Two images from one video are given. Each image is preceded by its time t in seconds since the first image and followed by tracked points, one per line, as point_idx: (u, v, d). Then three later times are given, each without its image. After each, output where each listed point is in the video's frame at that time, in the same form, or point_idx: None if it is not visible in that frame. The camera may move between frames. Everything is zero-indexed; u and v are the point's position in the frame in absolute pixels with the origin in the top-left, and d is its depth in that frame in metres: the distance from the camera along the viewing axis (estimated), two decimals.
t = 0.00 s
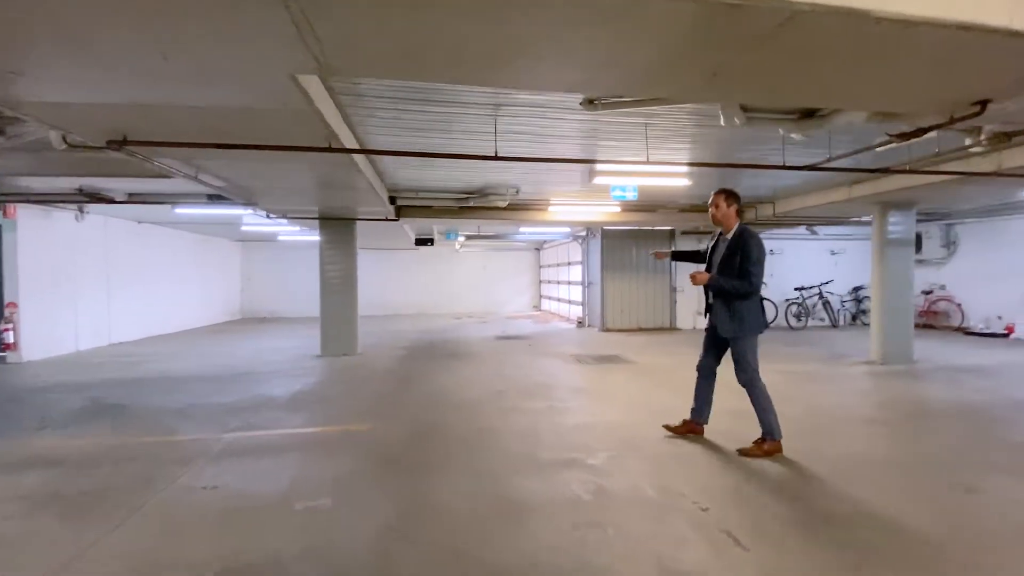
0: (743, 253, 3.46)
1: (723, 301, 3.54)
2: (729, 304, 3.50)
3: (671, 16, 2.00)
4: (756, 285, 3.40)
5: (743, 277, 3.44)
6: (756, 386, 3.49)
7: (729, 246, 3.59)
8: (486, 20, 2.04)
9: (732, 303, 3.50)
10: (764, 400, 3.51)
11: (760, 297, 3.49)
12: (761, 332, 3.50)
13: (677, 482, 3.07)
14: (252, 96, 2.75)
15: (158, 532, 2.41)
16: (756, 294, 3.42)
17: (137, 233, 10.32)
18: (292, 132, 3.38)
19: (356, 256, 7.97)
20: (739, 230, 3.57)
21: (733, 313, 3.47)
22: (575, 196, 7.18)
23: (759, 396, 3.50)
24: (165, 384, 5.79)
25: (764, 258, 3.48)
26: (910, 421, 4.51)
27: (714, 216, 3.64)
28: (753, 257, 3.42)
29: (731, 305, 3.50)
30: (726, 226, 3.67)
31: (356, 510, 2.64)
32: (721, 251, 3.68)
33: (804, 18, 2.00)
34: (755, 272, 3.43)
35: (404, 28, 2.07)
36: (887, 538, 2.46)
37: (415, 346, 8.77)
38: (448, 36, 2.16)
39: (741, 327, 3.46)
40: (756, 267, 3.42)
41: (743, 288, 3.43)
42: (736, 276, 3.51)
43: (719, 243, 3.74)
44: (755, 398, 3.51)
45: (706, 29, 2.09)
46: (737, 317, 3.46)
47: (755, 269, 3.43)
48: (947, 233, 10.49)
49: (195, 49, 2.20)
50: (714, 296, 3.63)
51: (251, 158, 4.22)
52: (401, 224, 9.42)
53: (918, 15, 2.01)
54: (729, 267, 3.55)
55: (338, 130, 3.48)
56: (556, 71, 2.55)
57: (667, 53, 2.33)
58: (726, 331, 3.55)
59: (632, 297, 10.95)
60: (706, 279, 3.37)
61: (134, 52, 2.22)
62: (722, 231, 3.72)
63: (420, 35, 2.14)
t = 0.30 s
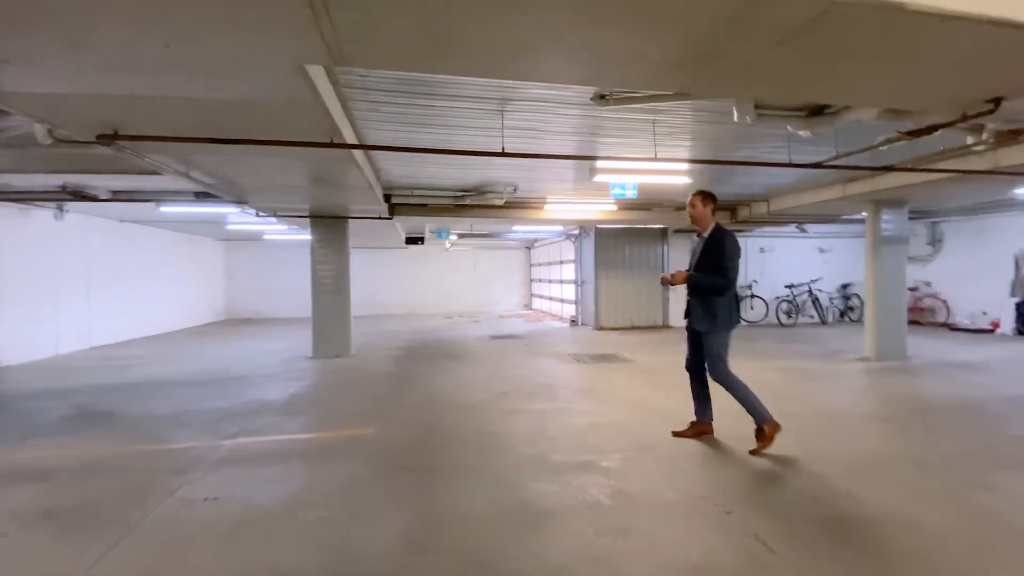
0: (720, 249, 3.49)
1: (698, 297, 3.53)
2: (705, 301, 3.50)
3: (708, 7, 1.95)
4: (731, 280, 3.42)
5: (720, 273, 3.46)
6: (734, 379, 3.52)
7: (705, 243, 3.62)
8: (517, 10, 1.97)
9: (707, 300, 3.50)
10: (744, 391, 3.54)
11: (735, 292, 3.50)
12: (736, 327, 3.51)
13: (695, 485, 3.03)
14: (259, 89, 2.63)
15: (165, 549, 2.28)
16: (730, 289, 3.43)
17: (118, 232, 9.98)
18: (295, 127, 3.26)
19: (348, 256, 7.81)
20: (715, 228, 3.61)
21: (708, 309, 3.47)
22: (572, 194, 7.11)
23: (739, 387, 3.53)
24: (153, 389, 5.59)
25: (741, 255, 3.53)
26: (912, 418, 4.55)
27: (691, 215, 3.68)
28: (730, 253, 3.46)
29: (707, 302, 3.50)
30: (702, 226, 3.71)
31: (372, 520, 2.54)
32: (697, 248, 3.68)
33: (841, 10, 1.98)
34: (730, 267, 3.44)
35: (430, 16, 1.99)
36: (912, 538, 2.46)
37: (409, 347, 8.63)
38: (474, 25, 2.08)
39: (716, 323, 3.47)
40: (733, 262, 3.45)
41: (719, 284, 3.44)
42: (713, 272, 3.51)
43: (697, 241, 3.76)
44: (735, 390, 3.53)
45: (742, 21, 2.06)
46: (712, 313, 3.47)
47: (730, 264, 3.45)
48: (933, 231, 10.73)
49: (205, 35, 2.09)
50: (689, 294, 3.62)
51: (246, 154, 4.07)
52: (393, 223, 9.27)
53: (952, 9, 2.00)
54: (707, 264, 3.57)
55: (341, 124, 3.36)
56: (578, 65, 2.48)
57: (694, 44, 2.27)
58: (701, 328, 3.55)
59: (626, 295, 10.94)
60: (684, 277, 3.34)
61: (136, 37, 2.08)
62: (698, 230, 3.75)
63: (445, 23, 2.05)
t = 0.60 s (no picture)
0: (709, 245, 3.49)
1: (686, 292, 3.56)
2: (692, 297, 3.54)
3: None
4: (719, 278, 3.45)
5: (708, 270, 3.48)
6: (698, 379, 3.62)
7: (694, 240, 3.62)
8: None
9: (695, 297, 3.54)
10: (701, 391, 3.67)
11: (723, 292, 3.53)
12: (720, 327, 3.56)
13: (713, 486, 2.97)
14: (269, 78, 2.54)
15: (177, 555, 2.21)
16: (719, 288, 3.46)
17: (115, 227, 9.85)
18: (304, 120, 3.18)
19: (350, 252, 7.71)
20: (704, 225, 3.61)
21: (694, 305, 3.51)
22: (577, 190, 7.04)
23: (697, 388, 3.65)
24: (153, 387, 5.50)
25: (728, 251, 3.57)
26: (924, 416, 4.52)
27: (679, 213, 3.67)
28: (718, 249, 3.48)
29: (694, 298, 3.54)
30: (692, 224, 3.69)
31: (387, 524, 2.47)
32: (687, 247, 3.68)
33: None
34: (719, 265, 3.47)
35: (453, 3, 1.92)
36: (939, 541, 2.41)
37: (411, 344, 8.55)
38: (498, 14, 2.01)
39: (700, 321, 3.51)
40: (720, 258, 3.49)
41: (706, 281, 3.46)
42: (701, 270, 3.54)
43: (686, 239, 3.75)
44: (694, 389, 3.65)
45: (775, 9, 2.00)
46: (697, 311, 3.51)
47: (718, 263, 3.48)
48: (936, 228, 10.72)
49: (219, 20, 2.01)
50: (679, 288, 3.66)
51: (251, 148, 3.97)
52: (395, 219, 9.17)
53: None
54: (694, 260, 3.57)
55: (351, 117, 3.28)
56: (601, 56, 2.40)
57: (724, 35, 2.20)
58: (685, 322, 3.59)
59: (628, 293, 10.89)
60: (675, 275, 3.44)
61: (146, 22, 2.00)
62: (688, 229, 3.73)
63: (468, 11, 1.98)
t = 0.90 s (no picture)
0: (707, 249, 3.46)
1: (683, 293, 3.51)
2: (689, 299, 3.48)
3: None
4: (717, 283, 3.40)
5: (707, 273, 3.44)
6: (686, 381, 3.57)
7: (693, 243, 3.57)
8: None
9: (693, 299, 3.48)
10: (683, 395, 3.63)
11: (722, 296, 3.47)
12: (717, 332, 3.49)
13: (741, 495, 2.85)
14: (286, 70, 2.47)
15: (191, 558, 2.16)
16: (716, 292, 3.42)
17: (134, 223, 9.95)
18: (321, 114, 3.11)
19: (365, 249, 7.68)
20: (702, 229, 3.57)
21: (692, 308, 3.47)
22: (596, 186, 6.91)
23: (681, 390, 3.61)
24: (171, 382, 5.53)
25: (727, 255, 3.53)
26: (959, 424, 4.33)
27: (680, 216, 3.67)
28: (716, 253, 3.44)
29: (692, 300, 3.49)
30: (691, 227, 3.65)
31: (403, 530, 2.40)
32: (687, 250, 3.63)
33: None
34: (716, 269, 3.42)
35: None
36: (986, 559, 2.27)
37: (425, 341, 8.50)
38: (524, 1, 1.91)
39: (697, 324, 3.45)
40: (718, 262, 3.45)
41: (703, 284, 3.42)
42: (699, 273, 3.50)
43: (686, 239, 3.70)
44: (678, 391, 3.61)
45: None
46: (693, 313, 3.46)
47: (715, 267, 3.43)
48: (965, 228, 10.38)
49: (235, 9, 1.93)
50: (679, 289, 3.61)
51: (268, 144, 3.92)
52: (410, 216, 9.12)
53: None
54: (692, 262, 3.52)
55: (369, 111, 3.21)
56: (630, 47, 2.29)
57: (759, 25, 2.08)
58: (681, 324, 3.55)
59: (645, 292, 10.72)
60: (673, 277, 3.40)
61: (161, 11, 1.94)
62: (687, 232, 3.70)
63: None
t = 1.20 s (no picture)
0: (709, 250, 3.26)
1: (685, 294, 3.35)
2: (691, 300, 3.33)
3: None
4: (719, 284, 3.23)
5: (708, 273, 3.26)
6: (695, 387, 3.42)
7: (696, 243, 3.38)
8: None
9: (695, 300, 3.32)
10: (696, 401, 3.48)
11: (725, 297, 3.30)
12: (721, 334, 3.33)
13: (787, 515, 2.63)
14: (305, 58, 2.38)
15: (204, 566, 2.09)
16: (719, 293, 3.25)
17: (168, 220, 10.20)
18: (343, 108, 3.02)
19: (390, 247, 7.63)
20: (707, 228, 3.35)
21: (694, 310, 3.31)
22: (625, 182, 6.68)
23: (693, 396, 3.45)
24: (199, 378, 5.57)
25: (734, 255, 3.30)
26: None
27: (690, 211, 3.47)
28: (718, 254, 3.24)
29: (693, 301, 3.33)
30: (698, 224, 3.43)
31: (423, 542, 2.28)
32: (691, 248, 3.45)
33: None
34: (719, 269, 3.23)
35: None
36: None
37: (449, 339, 8.43)
38: None
39: (699, 326, 3.31)
40: (720, 262, 3.24)
41: (706, 286, 3.25)
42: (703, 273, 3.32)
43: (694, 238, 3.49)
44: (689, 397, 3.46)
45: None
46: (695, 315, 3.30)
47: (717, 267, 3.24)
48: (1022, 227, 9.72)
49: None
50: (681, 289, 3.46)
51: (291, 139, 3.87)
52: (435, 214, 9.06)
53: None
54: (693, 262, 3.34)
55: (392, 104, 3.10)
56: (670, 27, 2.11)
57: None
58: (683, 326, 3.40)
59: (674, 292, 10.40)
60: (673, 275, 3.24)
61: None
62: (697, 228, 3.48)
63: None
